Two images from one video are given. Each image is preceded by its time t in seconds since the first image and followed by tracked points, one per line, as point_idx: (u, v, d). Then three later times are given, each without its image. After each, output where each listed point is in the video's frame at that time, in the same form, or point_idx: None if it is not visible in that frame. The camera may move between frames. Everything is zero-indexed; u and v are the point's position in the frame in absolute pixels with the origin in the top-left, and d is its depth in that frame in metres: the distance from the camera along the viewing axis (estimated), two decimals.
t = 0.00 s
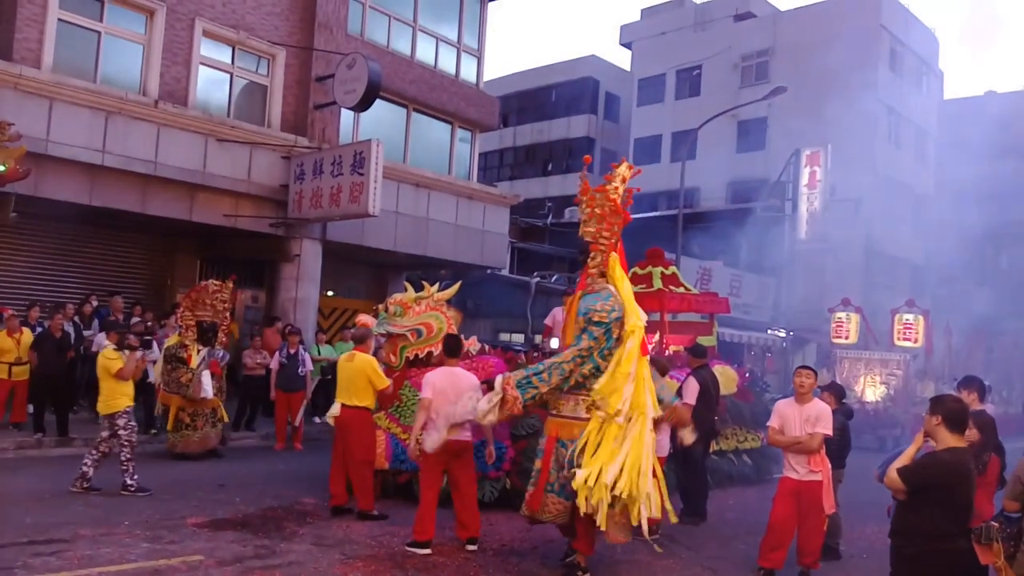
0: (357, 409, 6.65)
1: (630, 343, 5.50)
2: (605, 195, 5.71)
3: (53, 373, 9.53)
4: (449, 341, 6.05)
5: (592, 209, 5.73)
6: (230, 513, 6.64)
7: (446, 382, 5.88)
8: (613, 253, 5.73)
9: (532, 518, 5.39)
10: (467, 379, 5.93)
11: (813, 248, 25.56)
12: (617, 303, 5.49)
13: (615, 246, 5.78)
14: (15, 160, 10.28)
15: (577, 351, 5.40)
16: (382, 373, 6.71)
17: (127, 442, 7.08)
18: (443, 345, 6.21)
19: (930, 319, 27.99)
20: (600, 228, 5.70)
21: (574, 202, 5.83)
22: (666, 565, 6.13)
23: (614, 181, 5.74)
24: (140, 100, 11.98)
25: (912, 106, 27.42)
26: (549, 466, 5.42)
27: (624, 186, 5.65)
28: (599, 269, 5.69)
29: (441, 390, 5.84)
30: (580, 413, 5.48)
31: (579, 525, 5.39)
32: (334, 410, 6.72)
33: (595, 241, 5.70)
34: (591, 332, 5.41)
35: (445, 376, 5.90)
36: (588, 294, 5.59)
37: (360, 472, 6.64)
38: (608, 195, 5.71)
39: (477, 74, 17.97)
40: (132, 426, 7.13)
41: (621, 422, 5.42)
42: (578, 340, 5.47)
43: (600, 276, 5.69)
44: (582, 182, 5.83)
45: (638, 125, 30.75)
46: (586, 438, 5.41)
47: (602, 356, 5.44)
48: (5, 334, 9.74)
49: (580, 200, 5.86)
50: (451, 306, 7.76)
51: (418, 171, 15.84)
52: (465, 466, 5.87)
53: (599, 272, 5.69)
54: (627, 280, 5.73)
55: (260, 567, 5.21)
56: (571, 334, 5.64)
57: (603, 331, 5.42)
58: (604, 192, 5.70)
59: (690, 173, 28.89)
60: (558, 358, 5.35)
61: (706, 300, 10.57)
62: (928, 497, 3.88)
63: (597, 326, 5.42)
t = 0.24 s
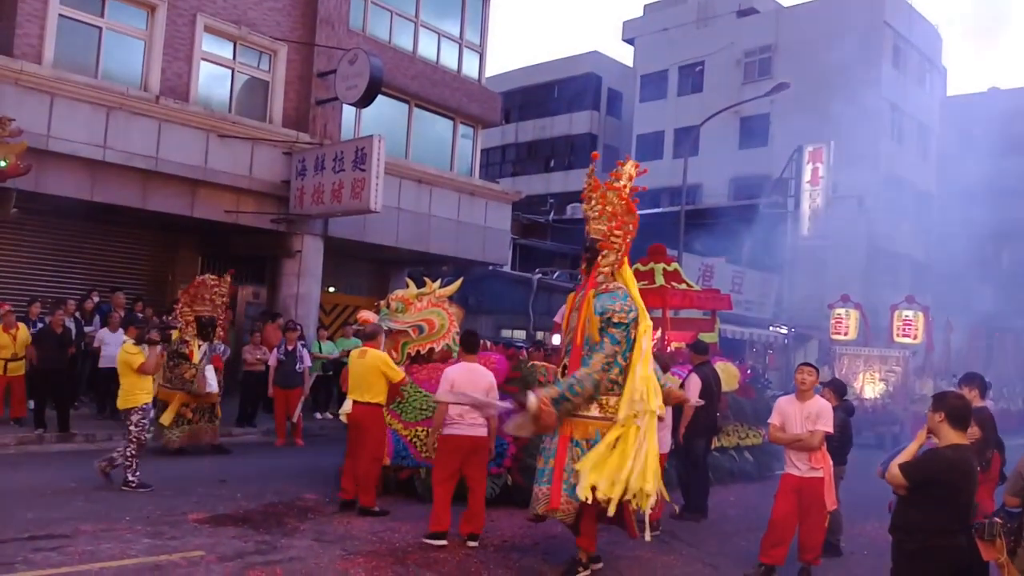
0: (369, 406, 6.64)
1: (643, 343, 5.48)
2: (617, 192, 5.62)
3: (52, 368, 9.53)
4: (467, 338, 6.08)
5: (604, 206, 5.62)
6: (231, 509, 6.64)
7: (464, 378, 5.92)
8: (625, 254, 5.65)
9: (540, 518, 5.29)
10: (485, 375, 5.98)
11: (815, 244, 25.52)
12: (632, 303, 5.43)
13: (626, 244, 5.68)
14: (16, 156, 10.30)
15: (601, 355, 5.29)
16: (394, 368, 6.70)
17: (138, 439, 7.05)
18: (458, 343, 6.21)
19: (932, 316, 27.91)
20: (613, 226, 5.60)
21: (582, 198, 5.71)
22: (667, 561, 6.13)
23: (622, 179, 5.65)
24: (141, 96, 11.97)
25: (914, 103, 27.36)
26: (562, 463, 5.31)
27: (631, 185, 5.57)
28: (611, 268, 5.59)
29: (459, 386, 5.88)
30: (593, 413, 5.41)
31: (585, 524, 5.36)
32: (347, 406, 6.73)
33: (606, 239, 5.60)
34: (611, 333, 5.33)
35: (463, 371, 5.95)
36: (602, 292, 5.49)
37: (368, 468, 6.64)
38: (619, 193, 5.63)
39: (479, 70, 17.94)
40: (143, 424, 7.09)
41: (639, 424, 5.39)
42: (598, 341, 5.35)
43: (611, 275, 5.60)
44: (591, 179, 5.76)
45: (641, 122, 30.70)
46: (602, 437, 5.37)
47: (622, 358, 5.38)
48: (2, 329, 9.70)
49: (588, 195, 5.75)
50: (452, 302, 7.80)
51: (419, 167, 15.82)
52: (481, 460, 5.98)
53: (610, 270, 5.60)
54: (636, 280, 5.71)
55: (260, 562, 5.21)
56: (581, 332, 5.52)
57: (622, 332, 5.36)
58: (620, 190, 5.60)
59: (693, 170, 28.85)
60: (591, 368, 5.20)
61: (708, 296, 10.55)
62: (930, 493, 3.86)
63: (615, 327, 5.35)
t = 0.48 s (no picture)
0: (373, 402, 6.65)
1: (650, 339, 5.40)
2: (619, 188, 5.58)
3: (55, 365, 9.55)
4: (473, 334, 6.13)
5: (605, 202, 5.61)
6: (234, 505, 6.65)
7: (470, 374, 5.93)
8: (626, 248, 5.66)
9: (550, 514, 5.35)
10: (493, 371, 5.99)
11: (818, 240, 25.50)
12: (630, 296, 5.39)
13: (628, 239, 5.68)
14: (19, 152, 10.33)
15: (623, 359, 5.20)
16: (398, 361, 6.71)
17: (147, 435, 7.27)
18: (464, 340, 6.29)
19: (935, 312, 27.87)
20: (614, 220, 5.58)
21: (585, 193, 5.71)
22: (670, 557, 6.12)
23: (625, 173, 5.59)
24: (144, 92, 11.98)
25: (918, 99, 27.31)
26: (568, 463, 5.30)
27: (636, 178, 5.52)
28: (612, 263, 5.63)
29: (465, 382, 5.90)
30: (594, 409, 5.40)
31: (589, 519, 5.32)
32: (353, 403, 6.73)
33: (608, 235, 5.62)
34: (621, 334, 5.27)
35: (469, 367, 5.96)
36: (602, 289, 5.48)
37: (373, 463, 6.64)
38: (621, 188, 5.58)
39: (482, 65, 17.91)
40: (154, 420, 7.36)
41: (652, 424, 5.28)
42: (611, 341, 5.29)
43: (612, 270, 5.63)
44: (594, 173, 5.75)
45: (644, 117, 30.66)
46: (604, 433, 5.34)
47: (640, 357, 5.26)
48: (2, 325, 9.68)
49: (590, 191, 5.75)
50: (455, 298, 7.77)
51: (422, 163, 15.81)
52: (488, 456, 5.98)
53: (611, 266, 5.63)
54: (639, 275, 5.66)
55: (264, 558, 5.22)
56: (583, 329, 5.56)
57: (631, 330, 5.28)
58: (619, 184, 5.57)
59: (696, 165, 28.82)
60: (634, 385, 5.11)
61: (712, 293, 10.52)
62: (933, 490, 3.85)
63: (622, 325, 5.29)
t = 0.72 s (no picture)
0: (375, 399, 6.63)
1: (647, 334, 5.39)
2: (612, 184, 5.59)
3: (58, 362, 9.54)
4: (476, 332, 6.10)
5: (600, 199, 5.65)
6: (238, 502, 6.66)
7: (473, 374, 5.92)
8: (619, 239, 5.58)
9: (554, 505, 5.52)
10: (496, 369, 6.00)
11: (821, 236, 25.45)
12: (620, 293, 5.41)
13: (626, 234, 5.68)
14: (22, 150, 10.37)
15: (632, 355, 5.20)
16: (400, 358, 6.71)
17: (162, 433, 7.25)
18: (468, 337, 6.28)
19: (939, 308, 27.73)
20: (609, 218, 5.61)
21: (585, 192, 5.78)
22: (673, 553, 6.13)
23: (625, 171, 5.61)
24: (146, 90, 11.98)
25: (921, 94, 27.23)
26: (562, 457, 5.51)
27: (637, 174, 5.53)
28: (608, 260, 5.62)
29: (468, 381, 5.90)
30: (589, 405, 5.45)
31: (586, 514, 5.36)
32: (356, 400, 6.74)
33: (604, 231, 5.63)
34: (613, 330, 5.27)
35: (471, 366, 5.96)
36: (595, 287, 5.53)
37: (376, 461, 6.64)
38: (615, 185, 5.59)
39: (484, 62, 17.89)
40: (171, 419, 7.33)
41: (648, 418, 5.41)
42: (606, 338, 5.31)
43: (610, 267, 5.61)
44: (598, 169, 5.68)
45: (647, 113, 30.57)
46: (593, 428, 5.38)
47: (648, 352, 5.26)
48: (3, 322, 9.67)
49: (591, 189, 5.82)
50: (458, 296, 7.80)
51: (425, 160, 15.80)
52: (491, 455, 5.96)
53: (608, 262, 5.62)
54: (637, 269, 5.59)
55: (267, 556, 5.22)
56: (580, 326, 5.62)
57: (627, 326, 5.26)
58: (609, 182, 5.59)
59: (699, 162, 28.75)
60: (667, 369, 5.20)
61: (714, 289, 10.49)
62: (938, 487, 3.84)
63: (613, 322, 5.26)
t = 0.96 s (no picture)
0: (378, 397, 6.65)
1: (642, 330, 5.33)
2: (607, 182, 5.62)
3: (63, 363, 9.52)
4: (478, 329, 6.11)
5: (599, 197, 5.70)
6: (243, 501, 6.67)
7: (474, 371, 5.94)
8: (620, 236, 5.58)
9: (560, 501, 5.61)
10: (497, 368, 6.00)
11: (825, 233, 25.37)
12: (609, 290, 5.36)
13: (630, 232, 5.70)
14: (26, 150, 10.41)
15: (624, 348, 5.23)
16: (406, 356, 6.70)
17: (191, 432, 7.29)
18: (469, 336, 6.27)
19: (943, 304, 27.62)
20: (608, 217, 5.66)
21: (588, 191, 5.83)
22: (678, 551, 6.13)
23: (627, 169, 5.67)
24: (149, 90, 11.99)
25: (923, 90, 27.15)
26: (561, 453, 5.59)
27: (638, 171, 5.58)
28: (607, 257, 5.66)
29: (469, 379, 5.92)
30: (587, 402, 5.47)
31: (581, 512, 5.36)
32: (360, 399, 6.75)
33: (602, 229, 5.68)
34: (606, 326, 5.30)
35: (472, 364, 5.98)
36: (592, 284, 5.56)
37: (380, 460, 6.65)
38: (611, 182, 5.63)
39: (486, 60, 17.89)
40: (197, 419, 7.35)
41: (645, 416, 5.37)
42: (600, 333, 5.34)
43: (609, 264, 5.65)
44: (602, 166, 5.66)
45: (649, 111, 30.51)
46: (588, 425, 5.41)
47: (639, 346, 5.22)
48: (7, 322, 9.68)
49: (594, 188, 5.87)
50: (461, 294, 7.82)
51: (427, 158, 15.80)
52: (495, 453, 5.97)
53: (607, 260, 5.66)
54: (635, 264, 5.54)
55: (272, 555, 5.23)
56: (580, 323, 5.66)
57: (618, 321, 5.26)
58: (604, 180, 5.60)
59: (702, 159, 28.69)
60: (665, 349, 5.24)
61: (718, 286, 10.48)
62: (943, 483, 3.83)
63: (603, 317, 5.30)
